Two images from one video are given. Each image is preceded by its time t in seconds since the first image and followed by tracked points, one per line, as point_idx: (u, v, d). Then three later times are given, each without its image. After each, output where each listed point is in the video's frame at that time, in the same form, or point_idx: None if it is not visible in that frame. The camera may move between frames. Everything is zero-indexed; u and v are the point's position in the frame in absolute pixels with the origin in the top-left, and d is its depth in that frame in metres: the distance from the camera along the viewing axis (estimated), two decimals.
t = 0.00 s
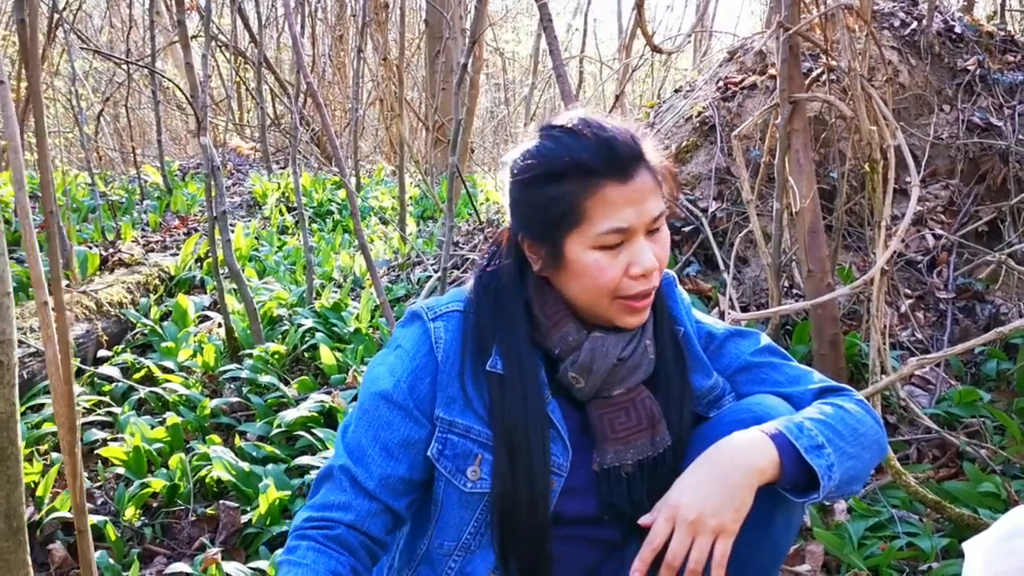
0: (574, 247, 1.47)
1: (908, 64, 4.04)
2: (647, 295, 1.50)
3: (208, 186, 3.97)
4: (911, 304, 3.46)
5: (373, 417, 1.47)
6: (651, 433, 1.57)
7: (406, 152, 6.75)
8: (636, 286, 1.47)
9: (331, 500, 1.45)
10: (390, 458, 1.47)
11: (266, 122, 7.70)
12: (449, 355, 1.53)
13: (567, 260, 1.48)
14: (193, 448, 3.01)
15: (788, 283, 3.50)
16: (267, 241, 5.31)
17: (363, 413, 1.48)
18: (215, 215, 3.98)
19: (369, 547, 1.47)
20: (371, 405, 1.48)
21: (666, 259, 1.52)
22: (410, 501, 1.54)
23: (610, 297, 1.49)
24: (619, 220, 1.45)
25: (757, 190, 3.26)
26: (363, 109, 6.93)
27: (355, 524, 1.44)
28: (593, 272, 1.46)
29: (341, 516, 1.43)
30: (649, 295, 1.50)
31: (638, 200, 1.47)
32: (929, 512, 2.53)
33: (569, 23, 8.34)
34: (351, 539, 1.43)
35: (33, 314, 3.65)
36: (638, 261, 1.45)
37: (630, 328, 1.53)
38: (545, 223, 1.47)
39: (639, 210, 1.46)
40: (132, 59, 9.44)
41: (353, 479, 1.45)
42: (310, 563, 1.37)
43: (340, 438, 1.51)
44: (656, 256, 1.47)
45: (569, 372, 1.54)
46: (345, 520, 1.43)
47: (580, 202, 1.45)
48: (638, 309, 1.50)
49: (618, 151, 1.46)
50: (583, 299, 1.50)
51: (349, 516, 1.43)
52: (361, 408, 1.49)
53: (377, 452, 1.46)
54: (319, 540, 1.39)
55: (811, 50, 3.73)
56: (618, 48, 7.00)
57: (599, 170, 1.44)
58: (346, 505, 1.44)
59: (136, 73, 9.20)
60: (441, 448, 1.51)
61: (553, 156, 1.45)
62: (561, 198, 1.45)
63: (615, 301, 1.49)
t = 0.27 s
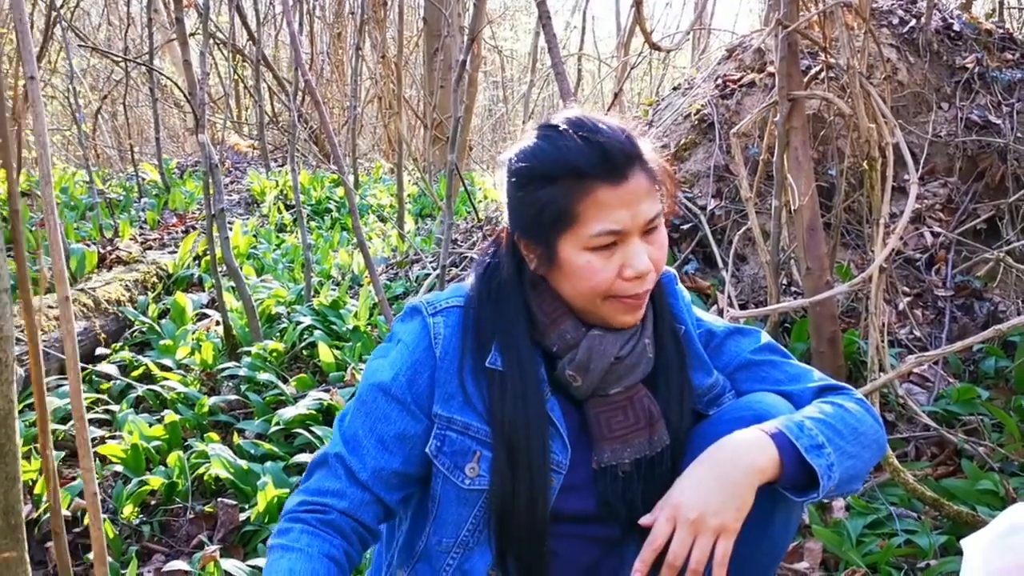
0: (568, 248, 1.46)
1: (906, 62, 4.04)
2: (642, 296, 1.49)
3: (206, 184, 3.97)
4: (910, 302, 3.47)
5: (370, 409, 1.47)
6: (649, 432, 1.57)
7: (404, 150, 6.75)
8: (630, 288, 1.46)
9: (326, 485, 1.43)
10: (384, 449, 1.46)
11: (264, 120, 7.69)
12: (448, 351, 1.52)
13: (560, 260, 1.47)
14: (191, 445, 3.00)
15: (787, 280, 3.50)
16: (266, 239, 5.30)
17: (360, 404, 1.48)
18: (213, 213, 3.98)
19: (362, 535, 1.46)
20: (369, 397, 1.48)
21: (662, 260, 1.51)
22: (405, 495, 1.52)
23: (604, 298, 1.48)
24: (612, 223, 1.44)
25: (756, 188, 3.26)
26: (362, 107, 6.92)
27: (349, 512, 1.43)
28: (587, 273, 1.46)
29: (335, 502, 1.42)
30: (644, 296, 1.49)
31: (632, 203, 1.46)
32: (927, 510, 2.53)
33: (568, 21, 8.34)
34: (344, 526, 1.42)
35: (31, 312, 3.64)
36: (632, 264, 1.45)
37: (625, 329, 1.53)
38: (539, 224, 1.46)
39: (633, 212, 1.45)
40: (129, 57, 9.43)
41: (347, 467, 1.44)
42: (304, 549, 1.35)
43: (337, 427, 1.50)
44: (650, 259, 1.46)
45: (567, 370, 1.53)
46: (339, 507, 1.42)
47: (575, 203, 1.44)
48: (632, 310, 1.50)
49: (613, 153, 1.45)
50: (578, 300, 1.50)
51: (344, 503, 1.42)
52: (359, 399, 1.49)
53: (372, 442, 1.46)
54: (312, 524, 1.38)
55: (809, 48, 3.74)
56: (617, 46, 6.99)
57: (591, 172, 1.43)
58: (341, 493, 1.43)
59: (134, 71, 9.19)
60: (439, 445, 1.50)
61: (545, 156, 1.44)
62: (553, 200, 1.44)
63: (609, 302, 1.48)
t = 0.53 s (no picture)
0: (560, 241, 1.47)
1: (905, 61, 4.04)
2: (632, 295, 1.49)
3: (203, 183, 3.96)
4: (908, 301, 3.46)
5: (351, 386, 1.48)
6: (643, 431, 1.55)
7: (402, 149, 6.74)
8: (619, 285, 1.46)
9: (297, 447, 1.45)
10: (355, 429, 1.46)
11: (262, 119, 7.69)
12: (440, 348, 1.52)
13: (553, 254, 1.48)
14: (188, 445, 3.00)
15: (785, 280, 3.50)
16: (263, 238, 5.29)
17: (343, 383, 1.49)
18: (211, 212, 3.97)
19: (323, 502, 1.46)
20: (351, 376, 1.48)
21: (656, 260, 1.51)
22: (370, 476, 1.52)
23: (595, 295, 1.48)
24: (604, 217, 1.44)
25: (754, 187, 3.25)
26: (360, 106, 6.91)
27: (312, 479, 1.43)
28: (577, 267, 1.46)
29: (301, 466, 1.43)
30: (635, 295, 1.49)
31: (627, 199, 1.46)
32: (925, 509, 2.53)
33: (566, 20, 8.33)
34: (307, 489, 1.43)
35: (28, 311, 3.63)
36: (622, 260, 1.45)
37: (617, 327, 1.52)
38: (533, 216, 1.47)
39: (626, 207, 1.45)
40: (127, 56, 9.41)
41: (319, 433, 1.46)
42: (268, 501, 1.37)
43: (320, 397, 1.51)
44: (641, 256, 1.46)
45: (560, 368, 1.51)
46: (304, 471, 1.43)
47: (569, 197, 1.45)
48: (623, 308, 1.49)
49: (610, 148, 1.45)
50: (569, 295, 1.50)
51: (309, 468, 1.43)
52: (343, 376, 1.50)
53: (344, 419, 1.46)
54: (275, 481, 1.40)
55: (808, 47, 3.73)
56: (615, 45, 6.98)
57: (586, 165, 1.44)
58: (308, 457, 1.44)
59: (132, 70, 9.17)
60: (431, 443, 1.49)
61: (543, 148, 1.45)
62: (547, 191, 1.45)
63: (599, 298, 1.48)
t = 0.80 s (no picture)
0: (555, 238, 1.48)
1: (901, 64, 4.05)
2: (628, 292, 1.49)
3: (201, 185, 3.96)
4: (904, 303, 3.47)
5: (348, 372, 1.47)
6: (640, 433, 1.56)
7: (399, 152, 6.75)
8: (613, 281, 1.47)
9: (284, 424, 1.42)
10: (348, 414, 1.45)
11: (259, 121, 7.69)
12: (438, 347, 1.53)
13: (548, 250, 1.49)
14: (185, 446, 2.99)
15: (782, 282, 3.51)
16: (260, 240, 5.29)
17: (339, 369, 1.48)
18: (209, 214, 3.97)
19: (302, 481, 1.42)
20: (348, 362, 1.48)
21: (651, 259, 1.52)
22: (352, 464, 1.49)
23: (591, 292, 1.49)
24: (597, 212, 1.46)
25: (751, 189, 3.26)
26: (357, 108, 6.92)
27: (297, 458, 1.40)
28: (572, 263, 1.47)
29: (287, 442, 1.40)
30: (631, 292, 1.49)
31: (620, 195, 1.48)
32: (921, 511, 2.53)
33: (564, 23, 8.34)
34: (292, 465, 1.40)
35: (25, 312, 3.63)
36: (615, 255, 1.46)
37: (615, 325, 1.52)
38: (527, 211, 1.50)
39: (619, 203, 1.47)
40: (124, 57, 9.41)
41: (309, 414, 1.44)
42: (253, 475, 1.34)
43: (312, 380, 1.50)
44: (635, 252, 1.47)
45: (557, 369, 1.51)
46: (291, 448, 1.40)
47: (563, 192, 1.47)
48: (619, 306, 1.50)
49: (604, 146, 1.48)
50: (564, 293, 1.51)
51: (296, 445, 1.40)
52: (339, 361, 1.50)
53: (339, 402, 1.45)
54: (264, 455, 1.37)
55: (804, 50, 3.75)
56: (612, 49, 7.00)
57: (579, 161, 1.47)
58: (295, 434, 1.41)
59: (129, 72, 9.18)
60: (427, 441, 1.50)
61: (538, 145, 1.48)
62: (541, 187, 1.47)
63: (595, 295, 1.49)
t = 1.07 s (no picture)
0: (557, 239, 1.50)
1: (898, 70, 4.08)
2: (628, 296, 1.50)
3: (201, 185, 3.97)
4: (901, 308, 3.49)
5: (345, 390, 1.49)
6: (637, 439, 1.57)
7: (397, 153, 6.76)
8: (614, 284, 1.48)
9: (295, 449, 1.46)
10: (354, 429, 1.47)
11: (258, 122, 7.70)
12: (436, 350, 1.54)
13: (550, 251, 1.51)
14: (184, 446, 3.00)
15: (779, 286, 3.53)
16: (258, 241, 5.30)
17: (338, 387, 1.50)
18: (208, 214, 3.97)
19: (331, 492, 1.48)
20: (349, 374, 1.50)
21: (652, 263, 1.52)
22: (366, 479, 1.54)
23: (591, 294, 1.50)
24: (600, 214, 1.47)
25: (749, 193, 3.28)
26: (355, 110, 6.93)
27: (316, 479, 1.44)
28: (573, 265, 1.48)
29: (303, 466, 1.44)
30: (631, 296, 1.50)
31: (623, 198, 1.49)
32: (917, 514, 2.55)
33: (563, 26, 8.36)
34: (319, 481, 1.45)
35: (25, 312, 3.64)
36: (617, 258, 1.47)
37: (615, 329, 1.53)
38: (530, 211, 1.51)
39: (622, 206, 1.48)
40: (122, 58, 9.41)
41: (314, 436, 1.47)
42: (291, 496, 1.40)
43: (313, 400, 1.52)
44: (636, 255, 1.48)
45: (557, 372, 1.53)
46: (310, 470, 1.44)
47: (566, 193, 1.49)
48: (620, 309, 1.50)
49: (608, 148, 1.49)
50: (565, 294, 1.52)
51: (312, 468, 1.44)
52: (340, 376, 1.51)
53: (343, 420, 1.47)
54: (289, 480, 1.41)
55: (803, 55, 3.77)
56: (611, 51, 7.01)
57: (584, 163, 1.48)
58: (306, 457, 1.45)
59: (128, 72, 9.18)
60: (421, 443, 1.51)
61: (544, 146, 1.50)
62: (546, 187, 1.49)
63: (595, 298, 1.50)
